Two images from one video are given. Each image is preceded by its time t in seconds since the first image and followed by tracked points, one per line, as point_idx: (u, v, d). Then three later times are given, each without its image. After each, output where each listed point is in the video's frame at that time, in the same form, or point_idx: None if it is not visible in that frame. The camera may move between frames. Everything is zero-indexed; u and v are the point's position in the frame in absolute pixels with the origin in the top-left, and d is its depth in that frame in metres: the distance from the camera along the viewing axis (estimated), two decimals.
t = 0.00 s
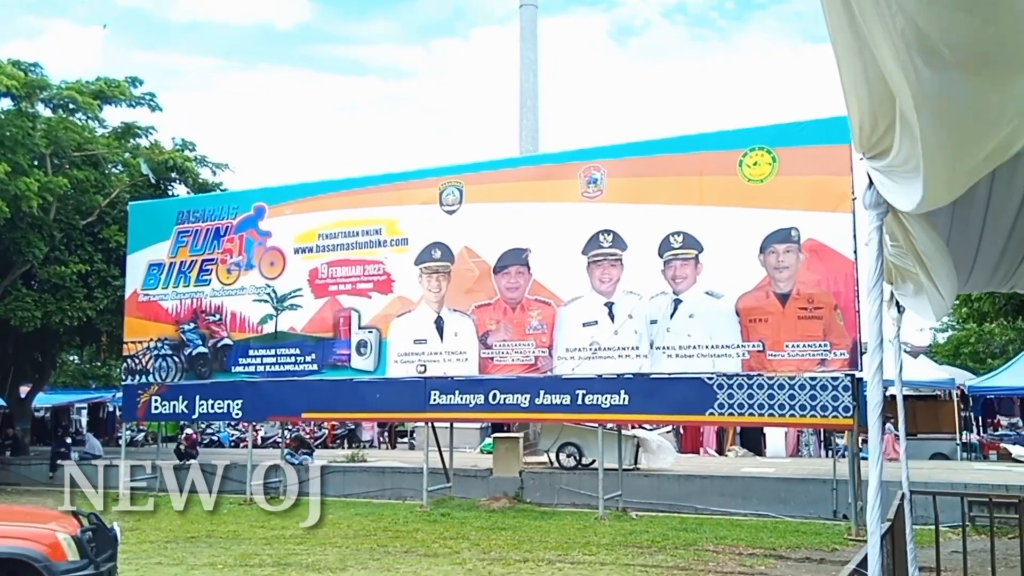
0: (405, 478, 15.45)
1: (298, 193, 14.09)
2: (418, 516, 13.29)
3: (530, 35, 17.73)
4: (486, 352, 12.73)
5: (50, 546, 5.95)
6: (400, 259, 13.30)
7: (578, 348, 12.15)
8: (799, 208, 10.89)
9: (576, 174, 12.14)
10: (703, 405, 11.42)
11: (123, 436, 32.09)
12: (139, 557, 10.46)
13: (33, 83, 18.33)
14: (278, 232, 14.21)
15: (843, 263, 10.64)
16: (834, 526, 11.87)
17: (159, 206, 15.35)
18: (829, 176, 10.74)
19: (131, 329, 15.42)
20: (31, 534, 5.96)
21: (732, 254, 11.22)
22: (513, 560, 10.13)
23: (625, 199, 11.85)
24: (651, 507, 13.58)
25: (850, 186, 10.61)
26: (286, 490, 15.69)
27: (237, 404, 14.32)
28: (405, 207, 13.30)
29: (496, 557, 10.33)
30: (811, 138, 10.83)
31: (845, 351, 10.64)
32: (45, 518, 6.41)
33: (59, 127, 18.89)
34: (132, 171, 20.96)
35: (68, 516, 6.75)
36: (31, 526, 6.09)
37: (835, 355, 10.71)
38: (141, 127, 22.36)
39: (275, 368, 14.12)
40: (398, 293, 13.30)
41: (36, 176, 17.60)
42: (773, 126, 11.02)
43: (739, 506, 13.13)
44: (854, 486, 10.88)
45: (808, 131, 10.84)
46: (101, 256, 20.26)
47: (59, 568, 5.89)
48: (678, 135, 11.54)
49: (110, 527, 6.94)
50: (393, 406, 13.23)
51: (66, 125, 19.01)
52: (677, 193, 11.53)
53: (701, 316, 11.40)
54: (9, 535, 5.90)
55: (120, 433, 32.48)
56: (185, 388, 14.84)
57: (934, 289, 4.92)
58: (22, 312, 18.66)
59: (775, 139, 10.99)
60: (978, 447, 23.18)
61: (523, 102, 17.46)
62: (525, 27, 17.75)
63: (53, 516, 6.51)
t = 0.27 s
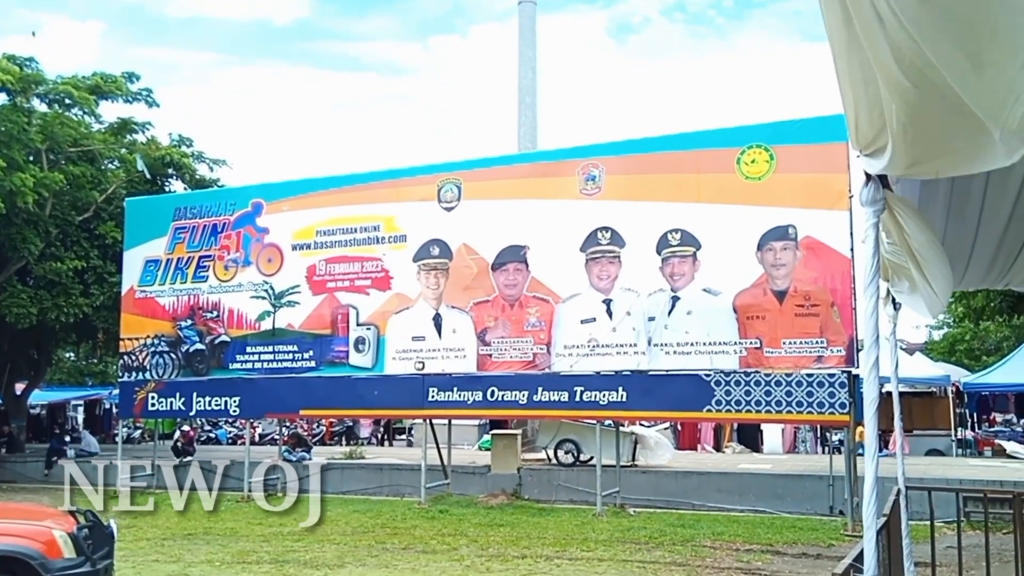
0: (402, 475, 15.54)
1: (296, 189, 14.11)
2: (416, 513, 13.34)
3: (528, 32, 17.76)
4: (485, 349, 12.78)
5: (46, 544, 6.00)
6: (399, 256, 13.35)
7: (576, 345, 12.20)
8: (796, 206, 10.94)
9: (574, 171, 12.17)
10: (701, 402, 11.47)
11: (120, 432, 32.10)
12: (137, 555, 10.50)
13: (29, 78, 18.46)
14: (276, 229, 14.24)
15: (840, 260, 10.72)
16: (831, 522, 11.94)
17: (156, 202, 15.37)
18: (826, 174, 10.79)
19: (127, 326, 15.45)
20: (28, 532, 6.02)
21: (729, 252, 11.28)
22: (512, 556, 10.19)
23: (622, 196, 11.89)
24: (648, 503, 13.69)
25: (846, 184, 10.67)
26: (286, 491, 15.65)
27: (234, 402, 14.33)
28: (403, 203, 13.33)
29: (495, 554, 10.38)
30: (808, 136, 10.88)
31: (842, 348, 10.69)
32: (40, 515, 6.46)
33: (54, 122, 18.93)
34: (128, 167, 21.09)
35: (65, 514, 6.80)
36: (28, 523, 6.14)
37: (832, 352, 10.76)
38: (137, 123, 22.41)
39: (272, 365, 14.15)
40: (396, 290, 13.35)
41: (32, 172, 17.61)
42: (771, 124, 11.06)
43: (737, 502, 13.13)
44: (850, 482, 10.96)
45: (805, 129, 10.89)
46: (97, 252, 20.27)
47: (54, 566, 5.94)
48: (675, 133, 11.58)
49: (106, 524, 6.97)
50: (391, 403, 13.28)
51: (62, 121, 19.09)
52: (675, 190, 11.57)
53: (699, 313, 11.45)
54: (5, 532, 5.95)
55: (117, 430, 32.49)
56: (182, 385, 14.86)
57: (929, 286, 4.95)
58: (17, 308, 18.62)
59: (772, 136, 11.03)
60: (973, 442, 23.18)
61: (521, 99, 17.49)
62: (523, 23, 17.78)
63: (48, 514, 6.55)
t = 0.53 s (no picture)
0: (400, 472, 15.59)
1: (294, 187, 14.14)
2: (414, 511, 13.38)
3: (526, 30, 17.79)
4: (483, 347, 12.82)
5: (41, 542, 6.04)
6: (397, 254, 13.38)
7: (574, 343, 12.24)
8: (793, 204, 10.99)
9: (572, 169, 12.22)
10: (698, 400, 11.53)
11: (116, 431, 32.11)
12: (133, 554, 10.53)
13: (25, 75, 18.56)
14: (273, 227, 14.27)
15: (836, 258, 10.80)
16: (827, 520, 11.99)
17: (151, 200, 15.40)
18: (822, 173, 10.85)
19: (124, 324, 15.48)
20: (23, 530, 6.07)
21: (726, 250, 11.32)
22: (509, 554, 10.24)
23: (620, 195, 11.93)
24: (646, 501, 13.76)
25: (844, 183, 10.72)
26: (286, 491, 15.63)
27: (231, 400, 14.39)
28: (401, 201, 13.37)
29: (492, 552, 10.43)
30: (805, 135, 10.93)
31: (838, 346, 10.74)
32: (36, 514, 6.50)
33: (50, 119, 19.03)
34: (125, 164, 21.13)
35: (61, 514, 6.83)
36: (23, 522, 6.19)
37: (828, 350, 10.81)
38: (133, 120, 22.44)
39: (270, 363, 14.19)
40: (394, 288, 13.39)
41: (27, 169, 17.65)
42: (768, 123, 11.10)
43: (734, 500, 13.17)
44: (846, 480, 11.01)
45: (802, 128, 10.94)
46: (93, 250, 20.29)
47: (50, 564, 5.98)
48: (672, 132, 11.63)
49: (102, 523, 7.00)
50: (389, 401, 13.32)
51: (57, 117, 19.17)
52: (672, 189, 11.62)
53: (697, 311, 11.50)
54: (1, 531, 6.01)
55: (113, 428, 32.49)
56: (178, 383, 14.89)
57: (921, 286, 4.99)
58: (13, 306, 18.47)
59: (770, 135, 11.06)
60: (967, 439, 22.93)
61: (519, 97, 17.52)
62: (521, 21, 17.82)
63: (44, 513, 6.59)
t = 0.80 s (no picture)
0: (397, 473, 15.61)
1: (292, 187, 14.17)
2: (411, 511, 13.40)
3: (524, 30, 17.82)
4: (480, 348, 12.85)
5: (36, 543, 6.06)
6: (395, 254, 13.41)
7: (571, 343, 12.28)
8: (790, 205, 11.04)
9: (569, 170, 12.25)
10: (695, 400, 11.56)
11: (112, 432, 32.11)
12: (130, 554, 10.55)
13: (20, 73, 18.65)
14: (271, 227, 14.29)
15: (832, 259, 10.83)
16: (823, 519, 12.03)
17: (148, 200, 15.41)
18: (819, 174, 10.90)
19: (121, 324, 15.49)
20: (18, 531, 6.09)
21: (723, 251, 11.36)
22: (507, 554, 10.26)
23: (617, 195, 11.97)
24: (643, 501, 13.79)
25: (840, 184, 10.77)
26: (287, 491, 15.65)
27: (228, 400, 14.38)
28: (399, 202, 13.40)
29: (490, 552, 10.45)
30: (802, 136, 10.97)
31: (835, 347, 10.78)
32: (33, 515, 6.53)
33: (45, 118, 19.08)
34: (121, 164, 21.16)
35: (57, 514, 6.85)
36: (18, 523, 6.21)
37: (825, 350, 10.86)
38: (130, 120, 22.46)
39: (267, 363, 14.21)
40: (391, 288, 13.42)
41: (23, 168, 17.68)
42: (765, 124, 11.13)
43: (731, 500, 13.22)
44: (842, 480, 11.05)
45: (799, 129, 10.98)
46: (89, 249, 20.30)
47: (45, 565, 6.00)
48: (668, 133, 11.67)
49: (98, 524, 7.02)
50: (387, 401, 13.34)
51: (53, 116, 19.21)
52: (669, 190, 11.66)
53: (694, 312, 11.54)
54: None
55: (109, 429, 32.48)
56: (175, 383, 14.90)
57: (914, 288, 5.01)
58: (8, 305, 18.48)
59: (767, 136, 11.10)
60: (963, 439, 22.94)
61: (517, 97, 17.55)
62: (518, 22, 17.86)
63: (40, 514, 6.61)
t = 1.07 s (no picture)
0: (395, 474, 15.58)
1: (289, 188, 14.15)
2: (408, 512, 13.39)
3: (521, 31, 17.81)
4: (477, 349, 12.84)
5: (32, 544, 6.03)
6: (391, 255, 13.40)
7: (568, 344, 12.27)
8: (787, 206, 11.05)
9: (566, 171, 12.25)
10: (692, 401, 11.51)
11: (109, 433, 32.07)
12: (126, 555, 10.53)
13: (17, 73, 18.64)
14: (268, 228, 14.28)
15: (829, 260, 10.81)
16: (820, 520, 12.05)
17: (145, 201, 15.39)
18: (816, 175, 10.91)
19: (116, 325, 15.45)
20: (13, 532, 6.06)
21: (720, 252, 11.37)
22: (504, 555, 10.25)
23: (614, 196, 11.97)
24: (640, 502, 13.79)
25: (837, 185, 10.78)
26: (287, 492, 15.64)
27: (225, 401, 14.30)
28: (396, 203, 13.38)
29: (487, 553, 10.44)
30: (799, 137, 10.98)
31: (831, 348, 10.80)
32: (29, 516, 6.51)
33: (42, 118, 19.08)
34: (117, 165, 21.13)
35: (53, 515, 6.82)
36: (14, 524, 6.19)
37: (821, 351, 10.87)
38: (126, 120, 22.43)
39: (264, 364, 14.20)
40: (388, 289, 13.40)
41: (19, 169, 17.66)
42: (763, 126, 11.14)
43: (728, 501, 13.24)
44: (839, 480, 11.07)
45: (796, 130, 10.99)
46: (86, 251, 20.26)
47: (42, 566, 5.98)
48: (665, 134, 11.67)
49: (95, 524, 7.00)
50: (384, 402, 13.29)
51: (50, 117, 19.21)
52: (666, 191, 11.66)
53: (691, 313, 11.55)
54: None
55: (106, 430, 32.42)
56: (172, 384, 14.85)
57: (905, 292, 4.99)
58: (4, 306, 18.45)
59: (763, 138, 11.12)
60: (959, 441, 23.00)
61: (514, 99, 17.55)
62: (515, 23, 17.85)
63: (36, 515, 6.59)
